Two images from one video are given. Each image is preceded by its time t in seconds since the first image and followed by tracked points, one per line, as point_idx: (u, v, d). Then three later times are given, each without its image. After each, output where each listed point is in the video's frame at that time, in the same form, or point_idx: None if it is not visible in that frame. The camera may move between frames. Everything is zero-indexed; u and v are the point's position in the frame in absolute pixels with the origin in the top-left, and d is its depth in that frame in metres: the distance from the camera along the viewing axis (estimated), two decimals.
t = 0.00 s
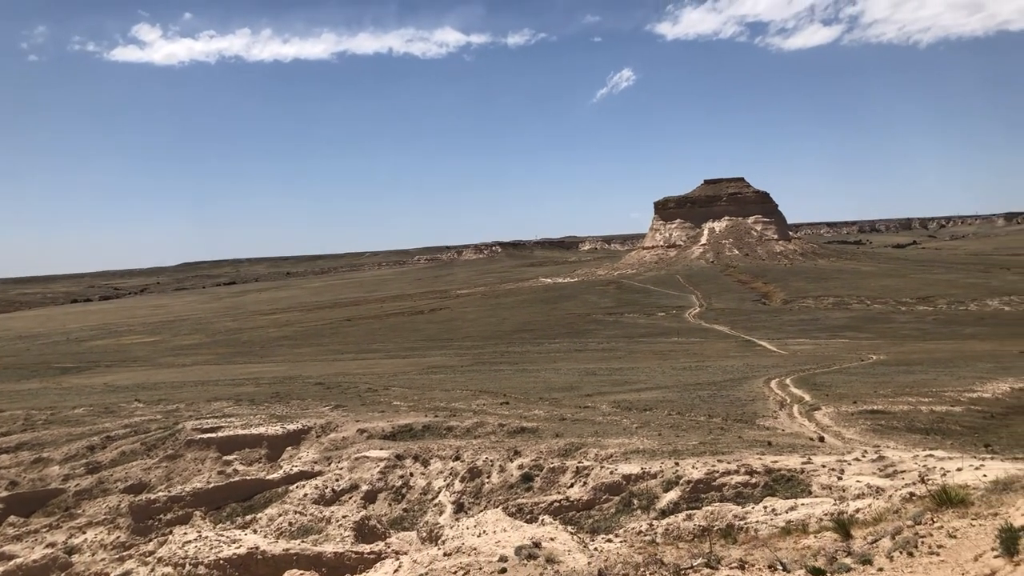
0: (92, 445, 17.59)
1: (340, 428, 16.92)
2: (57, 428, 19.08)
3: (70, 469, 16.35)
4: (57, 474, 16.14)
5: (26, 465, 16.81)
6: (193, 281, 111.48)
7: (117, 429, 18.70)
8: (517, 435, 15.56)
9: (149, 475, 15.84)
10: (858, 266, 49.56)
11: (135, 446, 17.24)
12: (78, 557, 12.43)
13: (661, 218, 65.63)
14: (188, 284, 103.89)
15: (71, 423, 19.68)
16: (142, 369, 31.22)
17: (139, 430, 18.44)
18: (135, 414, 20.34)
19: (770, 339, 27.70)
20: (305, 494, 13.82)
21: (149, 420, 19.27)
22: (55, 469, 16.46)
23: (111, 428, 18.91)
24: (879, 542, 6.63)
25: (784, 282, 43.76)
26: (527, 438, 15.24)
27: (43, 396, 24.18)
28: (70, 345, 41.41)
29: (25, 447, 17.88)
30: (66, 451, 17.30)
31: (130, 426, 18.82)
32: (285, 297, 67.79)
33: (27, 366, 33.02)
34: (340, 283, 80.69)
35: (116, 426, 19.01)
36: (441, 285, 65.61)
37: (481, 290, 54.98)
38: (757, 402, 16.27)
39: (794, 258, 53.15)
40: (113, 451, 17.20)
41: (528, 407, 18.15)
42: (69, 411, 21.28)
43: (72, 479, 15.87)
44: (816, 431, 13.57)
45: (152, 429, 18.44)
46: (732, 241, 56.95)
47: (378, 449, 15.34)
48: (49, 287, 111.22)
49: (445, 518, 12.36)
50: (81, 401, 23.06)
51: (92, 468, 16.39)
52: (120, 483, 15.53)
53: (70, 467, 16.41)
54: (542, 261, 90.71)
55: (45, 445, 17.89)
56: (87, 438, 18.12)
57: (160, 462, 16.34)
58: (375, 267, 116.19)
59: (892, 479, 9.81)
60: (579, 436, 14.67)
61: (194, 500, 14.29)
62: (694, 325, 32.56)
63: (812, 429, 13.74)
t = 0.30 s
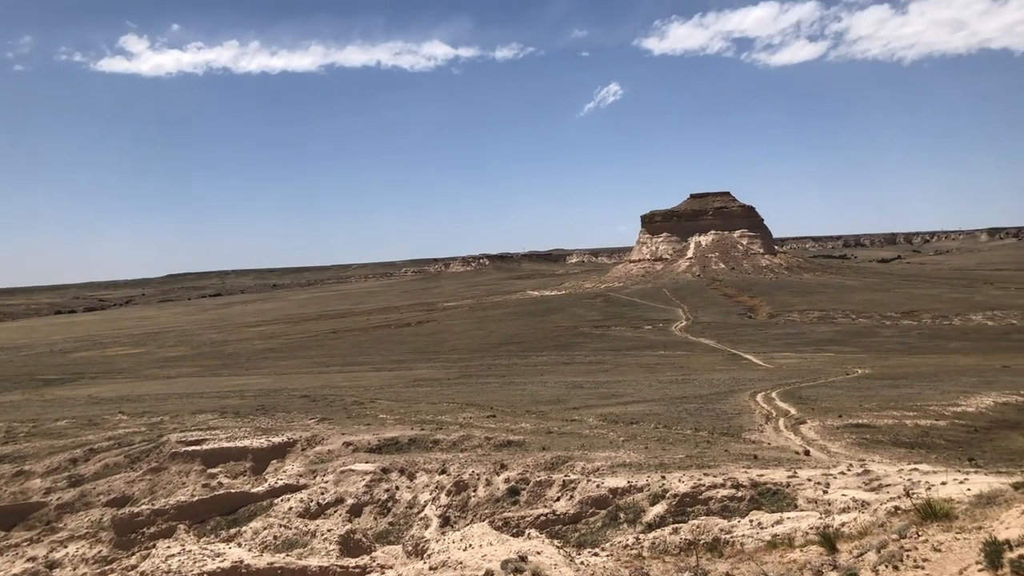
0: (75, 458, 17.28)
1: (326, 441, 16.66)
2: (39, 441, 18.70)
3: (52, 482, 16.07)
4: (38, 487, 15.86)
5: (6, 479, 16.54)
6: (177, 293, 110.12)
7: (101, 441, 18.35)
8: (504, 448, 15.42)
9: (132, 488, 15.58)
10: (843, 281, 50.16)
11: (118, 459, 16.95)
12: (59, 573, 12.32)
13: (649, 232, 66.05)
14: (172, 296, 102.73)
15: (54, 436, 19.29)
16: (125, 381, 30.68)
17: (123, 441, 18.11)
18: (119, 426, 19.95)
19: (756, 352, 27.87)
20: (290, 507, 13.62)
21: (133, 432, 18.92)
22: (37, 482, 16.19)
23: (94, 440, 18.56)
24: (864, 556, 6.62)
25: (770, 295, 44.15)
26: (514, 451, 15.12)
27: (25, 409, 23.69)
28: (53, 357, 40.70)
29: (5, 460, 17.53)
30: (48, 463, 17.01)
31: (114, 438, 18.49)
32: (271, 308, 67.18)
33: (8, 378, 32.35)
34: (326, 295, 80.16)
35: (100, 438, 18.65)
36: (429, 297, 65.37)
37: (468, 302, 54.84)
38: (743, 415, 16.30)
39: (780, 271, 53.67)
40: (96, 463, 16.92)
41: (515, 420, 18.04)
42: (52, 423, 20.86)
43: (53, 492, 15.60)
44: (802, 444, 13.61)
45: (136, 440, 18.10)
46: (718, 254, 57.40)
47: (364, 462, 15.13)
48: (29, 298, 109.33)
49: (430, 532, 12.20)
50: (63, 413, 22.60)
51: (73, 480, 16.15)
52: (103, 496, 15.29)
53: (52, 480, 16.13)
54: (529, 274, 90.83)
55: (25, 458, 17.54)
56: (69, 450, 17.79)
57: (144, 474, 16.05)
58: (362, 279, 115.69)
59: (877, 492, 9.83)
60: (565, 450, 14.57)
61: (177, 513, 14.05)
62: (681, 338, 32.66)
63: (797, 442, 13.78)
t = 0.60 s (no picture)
0: (62, 469, 17.00)
1: (315, 453, 16.44)
2: (25, 453, 18.38)
3: (38, 494, 15.82)
4: (24, 499, 15.60)
5: None
6: (165, 303, 109.06)
7: (88, 453, 18.05)
8: (494, 461, 15.29)
9: (119, 501, 15.35)
10: (832, 294, 50.44)
11: (106, 471, 16.68)
12: None
13: (639, 244, 66.35)
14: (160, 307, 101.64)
15: (39, 447, 18.96)
16: (113, 392, 30.25)
17: (110, 453, 17.84)
18: (106, 438, 19.63)
19: (746, 365, 27.95)
20: (278, 520, 13.44)
21: (121, 444, 18.62)
22: (22, 495, 15.93)
23: (81, 452, 18.26)
24: (853, 569, 6.61)
25: (761, 308, 44.38)
26: (504, 463, 14.98)
27: (10, 420, 23.26)
28: (40, 368, 40.15)
29: None
30: (34, 476, 16.74)
31: (101, 450, 18.20)
32: (261, 320, 66.68)
33: None
34: (316, 306, 79.71)
35: (87, 450, 18.35)
36: (420, 309, 65.16)
37: (459, 314, 54.68)
38: (733, 428, 16.31)
39: (770, 284, 54.03)
40: (83, 475, 16.65)
41: (505, 432, 17.91)
42: (39, 435, 20.51)
43: (39, 505, 15.35)
44: (792, 457, 13.61)
45: (123, 452, 17.82)
46: (709, 267, 57.69)
47: (353, 475, 14.94)
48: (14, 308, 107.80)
49: (420, 545, 12.07)
50: (51, 424, 22.24)
51: (59, 493, 15.88)
52: (90, 508, 15.06)
53: (38, 493, 15.87)
54: (519, 286, 90.88)
55: (10, 471, 17.23)
56: (56, 463, 17.50)
57: (131, 486, 15.82)
58: (352, 290, 115.28)
59: (867, 506, 9.82)
60: (555, 462, 14.46)
61: (164, 525, 13.88)
62: (671, 351, 32.71)
63: (788, 455, 13.78)
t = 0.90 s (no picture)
0: (50, 479, 16.73)
1: (306, 461, 16.23)
2: (13, 462, 18.08)
3: (26, 504, 15.57)
4: (11, 509, 15.34)
5: None
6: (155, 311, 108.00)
7: (77, 461, 17.81)
8: (486, 468, 15.19)
9: (109, 509, 15.15)
10: (823, 301, 50.73)
11: (96, 479, 16.44)
12: None
13: (631, 252, 66.53)
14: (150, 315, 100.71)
15: (28, 456, 18.67)
16: (102, 400, 29.86)
17: (100, 462, 17.59)
18: (96, 446, 19.36)
19: (738, 372, 28.01)
20: (269, 528, 13.33)
21: (110, 452, 18.35)
22: (10, 504, 15.67)
23: (70, 460, 18.00)
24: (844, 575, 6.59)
25: (752, 315, 44.55)
26: (496, 471, 14.87)
27: None
28: (29, 376, 39.60)
29: None
30: (22, 485, 16.46)
31: (90, 459, 17.91)
32: (251, 327, 66.19)
33: None
34: (308, 314, 79.26)
35: (76, 458, 18.10)
36: (412, 316, 64.97)
37: (450, 322, 54.55)
38: (725, 435, 16.30)
39: (761, 291, 54.29)
40: (72, 484, 16.39)
41: (497, 440, 17.82)
42: (28, 443, 20.20)
43: (27, 514, 15.11)
44: (783, 465, 13.61)
45: (113, 461, 17.56)
46: (700, 275, 57.90)
47: (344, 483, 14.77)
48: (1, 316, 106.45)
49: (411, 553, 11.99)
50: (39, 432, 21.93)
51: (48, 502, 15.63)
52: (79, 517, 14.86)
53: (26, 502, 15.63)
54: (511, 293, 90.87)
55: None
56: (44, 471, 17.23)
57: (121, 495, 15.61)
58: (344, 297, 114.86)
59: (858, 513, 9.83)
60: (547, 470, 14.38)
61: (154, 533, 13.77)
62: (663, 358, 32.73)
63: (780, 462, 13.78)
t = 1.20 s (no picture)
0: (38, 485, 16.50)
1: (297, 466, 16.06)
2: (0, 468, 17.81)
3: (14, 510, 15.37)
4: None
5: None
6: (144, 316, 106.96)
7: (66, 467, 17.56)
8: (477, 474, 15.11)
9: (98, 515, 14.99)
10: (813, 306, 51.01)
11: (85, 485, 16.24)
12: None
13: (622, 256, 66.68)
14: (138, 320, 99.63)
15: (16, 462, 18.39)
16: (91, 405, 29.46)
17: (89, 467, 17.36)
18: (85, 452, 19.10)
19: (729, 377, 28.09)
20: (259, 534, 13.25)
21: (100, 458, 18.11)
22: None
23: (59, 466, 17.75)
24: None
25: (742, 320, 44.75)
26: (487, 476, 14.80)
27: None
28: (16, 381, 39.03)
29: None
30: (10, 491, 16.23)
31: (79, 464, 17.68)
32: (241, 332, 65.70)
33: None
34: (299, 319, 78.78)
35: (65, 464, 17.86)
36: (403, 321, 64.78)
37: (441, 326, 54.34)
38: (716, 440, 16.33)
39: (751, 296, 54.57)
40: (61, 489, 16.17)
41: (488, 445, 17.74)
42: (15, 449, 19.90)
43: (15, 520, 14.91)
44: (774, 469, 13.64)
45: (103, 466, 17.33)
46: (691, 280, 58.10)
47: (335, 488, 14.65)
48: None
49: (402, 559, 11.94)
50: (26, 438, 21.59)
51: (36, 508, 15.43)
52: (68, 523, 14.69)
53: (14, 508, 15.41)
54: (503, 298, 90.84)
55: None
56: (32, 478, 16.98)
57: (110, 501, 15.43)
58: (335, 302, 114.29)
59: (849, 517, 9.86)
60: (539, 475, 14.32)
61: (144, 540, 13.71)
62: (655, 362, 32.79)
63: (770, 466, 13.82)
